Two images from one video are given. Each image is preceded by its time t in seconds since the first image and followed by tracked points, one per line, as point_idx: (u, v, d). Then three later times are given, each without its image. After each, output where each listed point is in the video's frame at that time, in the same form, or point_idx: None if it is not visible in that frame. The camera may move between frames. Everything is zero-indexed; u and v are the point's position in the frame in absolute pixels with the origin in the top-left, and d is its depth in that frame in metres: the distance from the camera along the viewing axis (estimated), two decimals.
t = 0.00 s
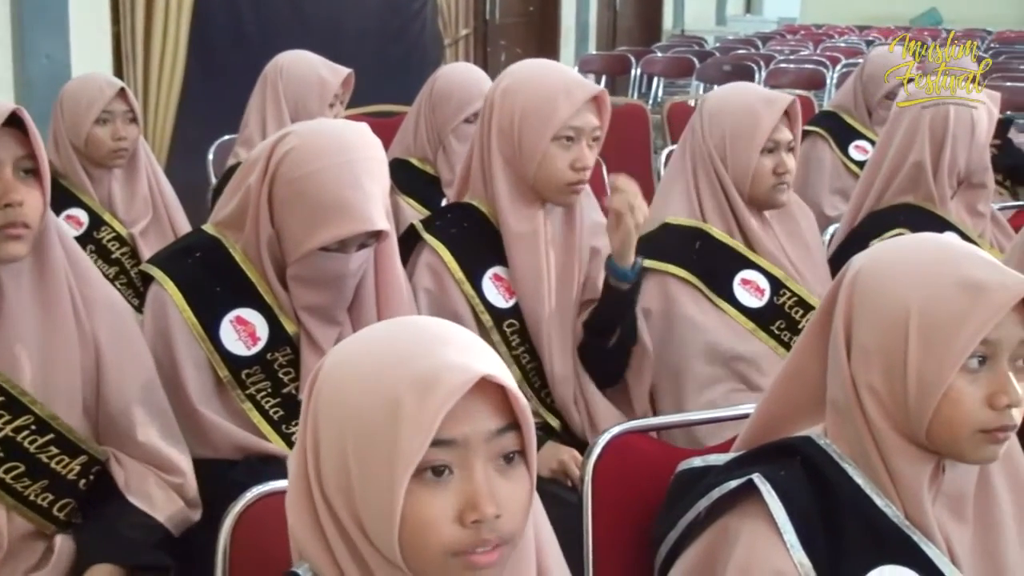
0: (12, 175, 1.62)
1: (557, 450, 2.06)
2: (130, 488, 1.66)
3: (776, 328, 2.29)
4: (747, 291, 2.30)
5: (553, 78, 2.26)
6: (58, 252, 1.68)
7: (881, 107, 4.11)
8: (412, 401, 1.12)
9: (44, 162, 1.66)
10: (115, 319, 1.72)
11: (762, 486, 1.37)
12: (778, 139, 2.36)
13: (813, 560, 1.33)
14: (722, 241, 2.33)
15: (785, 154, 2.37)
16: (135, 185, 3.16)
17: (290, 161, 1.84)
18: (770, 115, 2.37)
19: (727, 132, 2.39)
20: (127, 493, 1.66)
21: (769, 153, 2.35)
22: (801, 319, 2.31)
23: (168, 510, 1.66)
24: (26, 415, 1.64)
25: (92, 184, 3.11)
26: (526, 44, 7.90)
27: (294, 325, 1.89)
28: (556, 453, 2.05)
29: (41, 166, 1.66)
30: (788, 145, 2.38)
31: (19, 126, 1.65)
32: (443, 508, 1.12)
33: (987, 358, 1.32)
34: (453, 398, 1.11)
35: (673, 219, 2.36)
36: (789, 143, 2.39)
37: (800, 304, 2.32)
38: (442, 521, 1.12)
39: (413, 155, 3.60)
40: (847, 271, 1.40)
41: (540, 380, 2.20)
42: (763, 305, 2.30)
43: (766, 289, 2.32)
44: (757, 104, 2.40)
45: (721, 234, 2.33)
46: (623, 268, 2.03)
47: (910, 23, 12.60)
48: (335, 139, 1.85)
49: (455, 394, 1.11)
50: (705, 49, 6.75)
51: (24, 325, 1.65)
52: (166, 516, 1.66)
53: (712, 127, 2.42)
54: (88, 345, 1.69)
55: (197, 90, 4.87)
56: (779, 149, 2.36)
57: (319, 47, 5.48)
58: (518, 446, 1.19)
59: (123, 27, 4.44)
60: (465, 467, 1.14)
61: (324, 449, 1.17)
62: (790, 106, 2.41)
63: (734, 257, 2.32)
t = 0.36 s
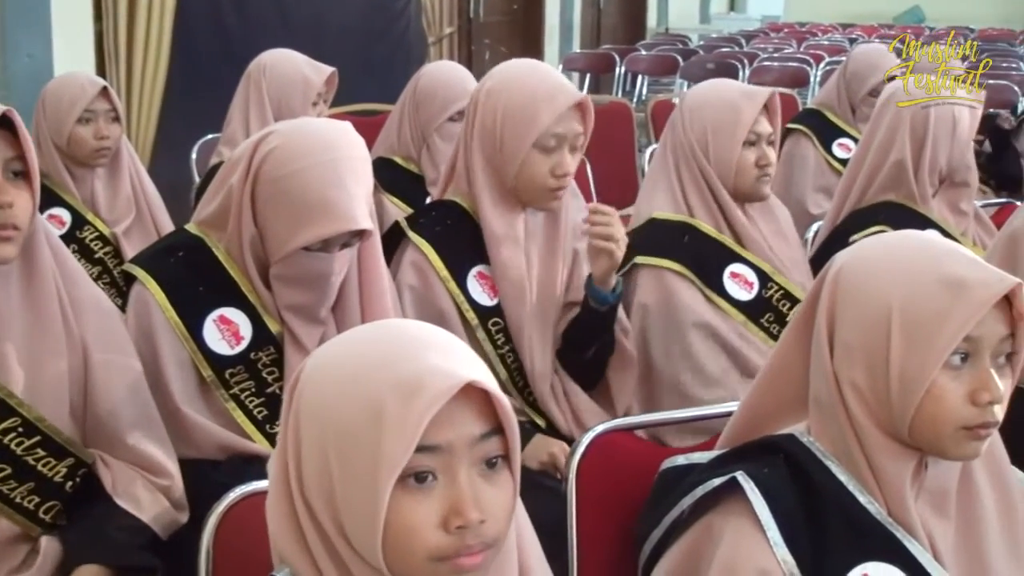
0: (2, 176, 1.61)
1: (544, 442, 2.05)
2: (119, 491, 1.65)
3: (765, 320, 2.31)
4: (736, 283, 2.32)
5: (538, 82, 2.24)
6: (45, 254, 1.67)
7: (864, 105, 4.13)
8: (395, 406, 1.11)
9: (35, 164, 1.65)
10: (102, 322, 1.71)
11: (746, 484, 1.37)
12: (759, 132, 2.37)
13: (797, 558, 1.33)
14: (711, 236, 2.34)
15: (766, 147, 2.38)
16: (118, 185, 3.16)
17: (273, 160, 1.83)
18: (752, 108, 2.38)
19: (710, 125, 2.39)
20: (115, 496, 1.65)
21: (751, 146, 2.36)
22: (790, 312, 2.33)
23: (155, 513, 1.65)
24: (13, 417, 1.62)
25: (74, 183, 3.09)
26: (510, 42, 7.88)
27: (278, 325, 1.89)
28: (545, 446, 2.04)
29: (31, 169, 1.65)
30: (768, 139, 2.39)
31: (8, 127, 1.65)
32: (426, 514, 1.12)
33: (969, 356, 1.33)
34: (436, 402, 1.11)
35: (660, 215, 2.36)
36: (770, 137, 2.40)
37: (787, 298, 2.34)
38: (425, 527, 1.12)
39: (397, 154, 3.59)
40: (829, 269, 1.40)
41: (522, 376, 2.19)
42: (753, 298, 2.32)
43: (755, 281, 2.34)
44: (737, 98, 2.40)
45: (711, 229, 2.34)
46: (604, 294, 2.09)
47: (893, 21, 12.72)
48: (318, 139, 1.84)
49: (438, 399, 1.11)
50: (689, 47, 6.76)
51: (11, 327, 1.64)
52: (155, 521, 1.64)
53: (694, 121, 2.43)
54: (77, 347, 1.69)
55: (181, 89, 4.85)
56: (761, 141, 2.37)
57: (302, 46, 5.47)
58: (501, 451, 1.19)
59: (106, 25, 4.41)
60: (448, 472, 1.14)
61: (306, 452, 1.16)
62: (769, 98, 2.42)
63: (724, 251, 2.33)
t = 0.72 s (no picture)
0: None
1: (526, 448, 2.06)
2: (102, 493, 1.65)
3: (744, 332, 2.29)
4: (714, 296, 2.30)
5: (554, 142, 2.12)
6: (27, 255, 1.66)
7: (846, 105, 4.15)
8: (375, 406, 1.11)
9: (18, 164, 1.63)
10: (84, 322, 1.71)
11: (728, 482, 1.38)
12: (744, 137, 2.37)
13: (779, 556, 1.33)
14: (689, 247, 2.33)
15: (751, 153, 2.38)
16: (99, 185, 3.15)
17: (255, 160, 1.83)
18: (737, 114, 2.38)
19: (694, 129, 2.39)
20: (98, 497, 1.64)
21: (736, 152, 2.37)
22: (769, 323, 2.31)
23: (139, 516, 1.65)
24: None
25: (56, 183, 3.07)
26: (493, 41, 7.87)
27: (260, 325, 1.89)
28: (528, 451, 2.06)
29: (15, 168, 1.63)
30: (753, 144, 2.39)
31: None
32: (407, 513, 1.12)
33: (949, 353, 1.33)
34: (416, 402, 1.11)
35: (639, 224, 2.37)
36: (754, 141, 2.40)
37: (767, 307, 2.33)
38: (405, 526, 1.12)
39: (380, 153, 3.58)
40: (810, 267, 1.41)
41: (505, 388, 2.23)
42: (731, 310, 2.30)
43: (734, 293, 2.32)
44: (722, 102, 2.40)
45: (689, 240, 2.34)
46: (590, 325, 2.08)
47: (876, 20, 12.82)
48: (300, 140, 1.84)
49: (418, 398, 1.11)
50: (672, 46, 6.76)
51: None
52: (136, 523, 1.65)
53: (677, 125, 2.42)
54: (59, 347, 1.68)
55: (163, 89, 4.82)
56: (745, 147, 2.37)
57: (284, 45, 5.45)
58: (482, 452, 1.19)
59: (87, 25, 4.41)
60: (429, 472, 1.14)
61: (286, 451, 1.16)
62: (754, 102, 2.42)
63: (702, 262, 2.33)
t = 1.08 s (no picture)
0: None
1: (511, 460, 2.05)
2: (79, 494, 1.64)
3: (723, 336, 2.31)
4: (692, 301, 2.31)
5: (581, 251, 1.97)
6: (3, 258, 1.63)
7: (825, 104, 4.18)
8: (358, 405, 1.12)
9: None
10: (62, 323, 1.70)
11: (707, 481, 1.38)
12: (732, 145, 2.42)
13: (758, 555, 1.34)
14: (665, 254, 2.35)
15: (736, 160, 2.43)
16: (78, 186, 3.14)
17: (234, 162, 1.83)
18: (727, 121, 2.43)
19: (684, 135, 2.42)
20: (76, 499, 1.64)
21: (723, 158, 2.41)
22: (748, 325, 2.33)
23: (117, 519, 1.65)
24: None
25: (34, 185, 3.05)
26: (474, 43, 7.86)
27: (240, 328, 1.88)
28: (513, 463, 2.05)
29: None
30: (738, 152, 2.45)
31: None
32: (388, 512, 1.13)
33: (925, 351, 1.34)
34: (397, 401, 1.12)
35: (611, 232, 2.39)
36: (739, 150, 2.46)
37: (745, 310, 2.34)
38: (387, 526, 1.12)
39: (360, 153, 3.58)
40: (787, 266, 1.41)
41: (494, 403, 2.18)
42: (709, 315, 2.31)
43: (711, 298, 2.33)
44: (710, 109, 2.44)
45: (665, 247, 2.36)
46: (571, 368, 2.09)
47: (856, 20, 12.92)
48: (279, 141, 1.84)
49: (398, 398, 1.12)
50: (652, 46, 6.77)
51: None
52: (117, 526, 1.65)
53: (666, 132, 2.44)
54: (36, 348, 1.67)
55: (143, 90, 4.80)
56: (731, 155, 2.42)
57: (263, 47, 5.45)
58: (463, 451, 1.19)
59: (66, 28, 4.38)
60: (410, 471, 1.14)
61: (267, 452, 1.16)
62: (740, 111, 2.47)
63: (679, 268, 2.34)
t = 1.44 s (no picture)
0: None
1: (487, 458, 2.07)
2: (53, 496, 1.64)
3: (702, 336, 2.32)
4: (672, 300, 2.32)
5: (551, 257, 1.99)
6: None
7: (801, 104, 4.19)
8: (334, 404, 1.12)
9: None
10: (36, 324, 1.69)
11: (683, 480, 1.39)
12: (714, 148, 2.42)
13: (734, 553, 1.34)
14: (645, 253, 2.36)
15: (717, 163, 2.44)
16: (53, 187, 3.13)
17: (210, 163, 1.82)
18: (709, 125, 2.43)
19: (667, 137, 2.42)
20: (50, 501, 1.63)
21: (705, 161, 2.41)
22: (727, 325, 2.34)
23: (92, 521, 1.65)
24: None
25: (9, 187, 3.03)
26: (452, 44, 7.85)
27: (217, 329, 1.88)
28: (489, 461, 2.05)
29: None
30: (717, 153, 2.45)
31: None
32: (366, 511, 1.13)
33: (898, 348, 1.35)
34: (374, 400, 1.12)
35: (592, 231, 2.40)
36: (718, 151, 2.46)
37: (724, 310, 2.35)
38: (365, 525, 1.12)
39: (337, 154, 3.57)
40: (760, 266, 1.42)
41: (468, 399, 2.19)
42: (689, 314, 2.32)
43: (691, 297, 2.34)
44: (692, 113, 2.44)
45: (645, 247, 2.37)
46: (536, 364, 2.10)
47: (832, 20, 13.01)
48: (255, 142, 1.84)
49: (375, 397, 1.12)
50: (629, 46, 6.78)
51: None
52: (91, 528, 1.65)
53: (647, 136, 2.43)
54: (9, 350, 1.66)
55: (118, 91, 4.78)
56: (713, 158, 2.43)
57: (240, 48, 5.44)
58: (441, 450, 1.19)
59: (41, 27, 4.34)
60: (387, 470, 1.15)
61: (244, 454, 1.16)
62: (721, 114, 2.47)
63: (659, 267, 2.35)
